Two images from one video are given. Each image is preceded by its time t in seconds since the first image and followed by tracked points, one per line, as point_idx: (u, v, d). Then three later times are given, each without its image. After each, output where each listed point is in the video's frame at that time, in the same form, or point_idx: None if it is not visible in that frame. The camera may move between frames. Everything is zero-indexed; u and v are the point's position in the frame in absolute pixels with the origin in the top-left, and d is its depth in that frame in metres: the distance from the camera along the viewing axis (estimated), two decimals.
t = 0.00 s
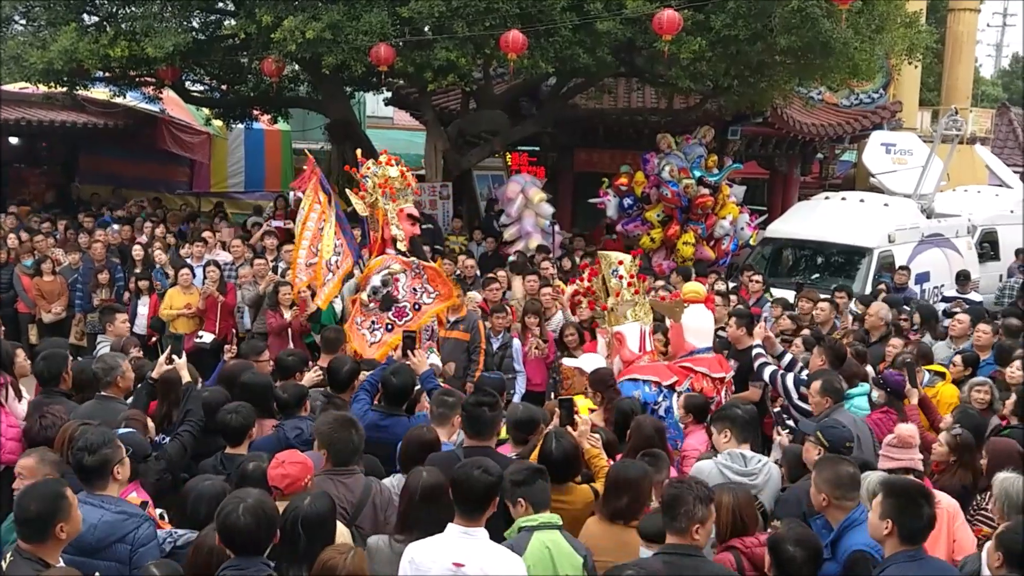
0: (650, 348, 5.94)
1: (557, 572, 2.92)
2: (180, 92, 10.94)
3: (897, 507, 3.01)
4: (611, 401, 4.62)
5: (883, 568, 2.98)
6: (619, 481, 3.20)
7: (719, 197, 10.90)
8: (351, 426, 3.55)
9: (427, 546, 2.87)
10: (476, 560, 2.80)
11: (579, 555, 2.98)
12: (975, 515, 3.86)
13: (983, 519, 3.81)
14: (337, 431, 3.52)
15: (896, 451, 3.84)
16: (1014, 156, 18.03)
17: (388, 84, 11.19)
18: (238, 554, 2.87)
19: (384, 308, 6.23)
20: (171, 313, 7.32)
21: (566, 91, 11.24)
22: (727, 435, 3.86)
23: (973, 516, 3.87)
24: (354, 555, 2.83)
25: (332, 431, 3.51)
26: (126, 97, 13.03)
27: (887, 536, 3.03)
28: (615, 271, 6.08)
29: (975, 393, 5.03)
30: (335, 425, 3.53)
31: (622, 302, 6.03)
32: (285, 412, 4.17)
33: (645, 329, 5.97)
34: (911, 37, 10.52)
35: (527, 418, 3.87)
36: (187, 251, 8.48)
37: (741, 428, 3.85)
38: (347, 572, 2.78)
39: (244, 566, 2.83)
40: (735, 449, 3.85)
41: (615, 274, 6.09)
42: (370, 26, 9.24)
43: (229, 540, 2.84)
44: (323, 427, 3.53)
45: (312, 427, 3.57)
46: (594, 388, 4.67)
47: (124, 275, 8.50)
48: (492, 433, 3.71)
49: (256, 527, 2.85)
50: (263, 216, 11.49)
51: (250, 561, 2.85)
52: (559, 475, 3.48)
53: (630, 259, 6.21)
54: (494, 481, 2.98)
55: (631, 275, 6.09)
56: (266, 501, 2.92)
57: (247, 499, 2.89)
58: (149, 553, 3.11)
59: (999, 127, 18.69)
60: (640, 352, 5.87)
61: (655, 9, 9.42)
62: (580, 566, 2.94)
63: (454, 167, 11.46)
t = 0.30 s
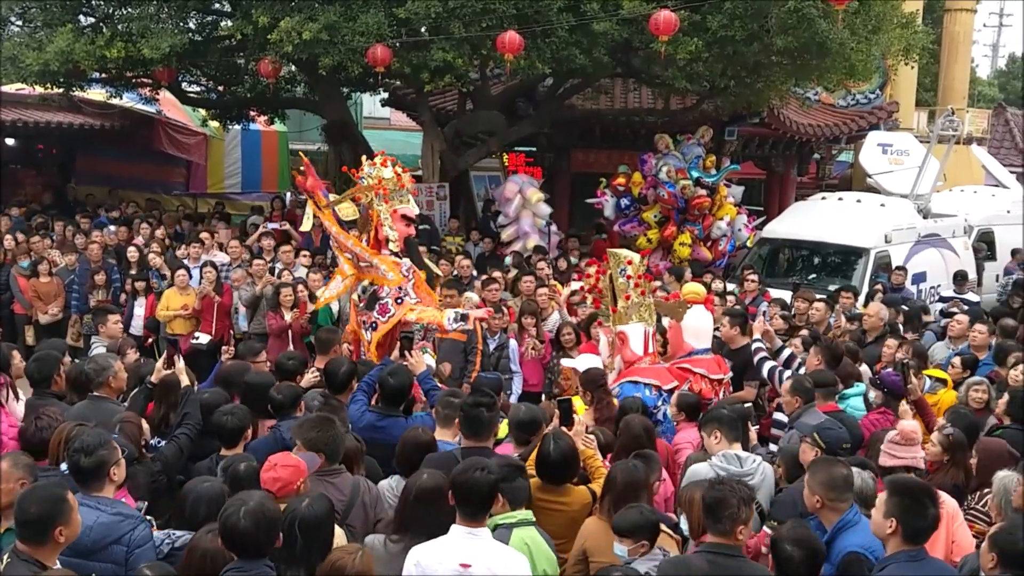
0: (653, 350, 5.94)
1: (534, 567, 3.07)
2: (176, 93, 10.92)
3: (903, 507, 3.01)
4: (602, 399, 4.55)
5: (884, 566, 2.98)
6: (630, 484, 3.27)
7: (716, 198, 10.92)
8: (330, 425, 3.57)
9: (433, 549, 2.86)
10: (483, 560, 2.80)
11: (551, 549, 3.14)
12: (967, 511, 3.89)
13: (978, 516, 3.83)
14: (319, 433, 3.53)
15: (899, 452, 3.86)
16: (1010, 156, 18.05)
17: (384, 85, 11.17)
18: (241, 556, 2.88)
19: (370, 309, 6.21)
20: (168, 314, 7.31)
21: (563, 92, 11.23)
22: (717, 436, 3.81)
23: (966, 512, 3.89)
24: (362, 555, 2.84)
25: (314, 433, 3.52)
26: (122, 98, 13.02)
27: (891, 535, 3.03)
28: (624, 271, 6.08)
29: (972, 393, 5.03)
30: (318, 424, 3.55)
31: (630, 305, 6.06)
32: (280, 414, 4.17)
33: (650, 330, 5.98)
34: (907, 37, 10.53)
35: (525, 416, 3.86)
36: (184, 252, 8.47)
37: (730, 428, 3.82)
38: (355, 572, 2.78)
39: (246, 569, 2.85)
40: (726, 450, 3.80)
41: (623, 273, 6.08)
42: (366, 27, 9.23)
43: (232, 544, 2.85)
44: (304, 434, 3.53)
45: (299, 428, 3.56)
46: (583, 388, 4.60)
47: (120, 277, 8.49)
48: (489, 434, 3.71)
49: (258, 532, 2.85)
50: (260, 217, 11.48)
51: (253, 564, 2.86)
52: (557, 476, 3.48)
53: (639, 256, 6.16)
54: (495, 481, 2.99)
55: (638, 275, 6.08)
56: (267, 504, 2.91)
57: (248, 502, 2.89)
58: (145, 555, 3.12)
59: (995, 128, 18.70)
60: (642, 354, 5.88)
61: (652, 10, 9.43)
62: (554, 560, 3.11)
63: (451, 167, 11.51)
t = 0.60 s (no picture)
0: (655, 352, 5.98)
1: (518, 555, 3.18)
2: (175, 94, 10.92)
3: (904, 508, 3.01)
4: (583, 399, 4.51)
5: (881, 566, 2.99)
6: (631, 486, 3.29)
7: (715, 200, 10.92)
8: (315, 423, 3.64)
9: (429, 551, 2.85)
10: (480, 562, 2.81)
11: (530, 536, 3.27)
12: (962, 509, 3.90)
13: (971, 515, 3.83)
14: (310, 433, 3.59)
15: (910, 466, 3.77)
16: (1008, 157, 18.07)
17: (383, 86, 11.17)
18: (252, 557, 2.88)
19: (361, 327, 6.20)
20: (166, 315, 7.31)
21: (561, 93, 11.23)
22: (704, 439, 3.81)
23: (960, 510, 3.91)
24: (367, 556, 2.83)
25: (307, 433, 3.58)
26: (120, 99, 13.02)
27: (892, 536, 3.03)
28: (631, 273, 6.11)
29: (968, 393, 5.04)
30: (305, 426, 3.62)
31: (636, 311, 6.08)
32: (277, 415, 4.17)
33: (654, 333, 6.02)
34: (905, 39, 10.54)
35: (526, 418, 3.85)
36: (182, 253, 8.48)
37: (717, 431, 3.81)
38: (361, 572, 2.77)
39: (257, 569, 2.84)
40: (713, 452, 3.80)
41: (630, 275, 6.12)
42: (365, 28, 9.23)
43: (242, 544, 2.85)
44: (294, 437, 3.60)
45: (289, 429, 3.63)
46: (566, 385, 4.54)
47: (118, 278, 8.49)
48: (486, 434, 3.73)
49: (268, 534, 2.85)
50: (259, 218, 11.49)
51: (264, 565, 2.86)
52: (557, 478, 3.48)
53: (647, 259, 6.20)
54: (493, 482, 2.98)
55: (645, 278, 6.11)
56: (279, 506, 2.91)
57: (260, 504, 2.90)
58: (144, 557, 3.12)
59: (994, 129, 18.72)
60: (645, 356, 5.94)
61: (650, 12, 9.45)
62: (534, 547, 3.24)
63: (449, 169, 11.54)
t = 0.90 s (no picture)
0: (657, 357, 5.88)
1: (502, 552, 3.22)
2: (174, 94, 10.91)
3: (909, 511, 3.01)
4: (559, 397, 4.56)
5: (881, 568, 3.00)
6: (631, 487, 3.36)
7: (715, 202, 10.85)
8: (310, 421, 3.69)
9: (432, 551, 2.86)
10: (480, 565, 2.80)
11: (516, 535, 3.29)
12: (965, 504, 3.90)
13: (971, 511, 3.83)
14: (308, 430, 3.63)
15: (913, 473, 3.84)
16: (1009, 158, 18.06)
17: (383, 87, 11.16)
18: (254, 559, 2.91)
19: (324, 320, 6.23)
20: (166, 315, 7.29)
21: (561, 94, 11.24)
22: (697, 445, 3.72)
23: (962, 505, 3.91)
24: (375, 558, 2.83)
25: (306, 431, 3.63)
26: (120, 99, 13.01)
27: (894, 537, 3.03)
28: (641, 275, 6.06)
29: (964, 393, 5.03)
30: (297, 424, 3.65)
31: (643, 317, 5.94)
32: (277, 415, 4.17)
33: (661, 337, 5.90)
34: (905, 39, 10.53)
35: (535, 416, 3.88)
36: (183, 254, 8.47)
37: (709, 438, 3.69)
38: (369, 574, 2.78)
39: (260, 571, 2.88)
40: (706, 458, 3.71)
41: (640, 277, 6.06)
42: (365, 28, 9.22)
43: (246, 546, 2.89)
44: (294, 435, 3.62)
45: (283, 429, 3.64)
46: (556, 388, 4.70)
47: (118, 278, 8.49)
48: (483, 434, 3.73)
49: (270, 536, 2.87)
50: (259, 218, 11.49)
51: (265, 567, 2.89)
52: (557, 478, 3.48)
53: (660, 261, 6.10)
54: (497, 487, 2.96)
55: (655, 280, 6.02)
56: (285, 508, 2.93)
57: (265, 505, 2.92)
58: (148, 558, 3.12)
59: (994, 129, 18.70)
60: (648, 360, 5.87)
61: (650, 12, 9.45)
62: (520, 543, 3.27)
63: (449, 169, 11.54)
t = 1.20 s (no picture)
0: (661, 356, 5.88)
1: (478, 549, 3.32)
2: (176, 93, 10.91)
3: (914, 512, 3.01)
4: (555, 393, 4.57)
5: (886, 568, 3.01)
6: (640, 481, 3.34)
7: (717, 202, 10.84)
8: (302, 421, 3.69)
9: (438, 549, 2.87)
10: (487, 564, 2.81)
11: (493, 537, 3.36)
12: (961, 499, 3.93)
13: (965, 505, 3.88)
14: (298, 430, 3.64)
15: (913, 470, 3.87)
16: (1010, 157, 18.05)
17: (385, 86, 11.15)
18: (247, 559, 2.89)
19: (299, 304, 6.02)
20: (168, 314, 7.32)
21: (563, 93, 11.23)
22: (696, 445, 3.73)
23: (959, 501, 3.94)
24: (385, 558, 2.84)
25: (296, 430, 3.63)
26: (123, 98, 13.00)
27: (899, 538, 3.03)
28: (648, 275, 6.01)
29: (967, 393, 5.03)
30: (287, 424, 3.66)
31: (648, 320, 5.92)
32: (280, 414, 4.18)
33: (666, 337, 5.89)
34: (908, 38, 10.50)
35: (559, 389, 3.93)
36: (185, 252, 8.48)
37: (709, 440, 3.69)
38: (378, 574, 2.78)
39: (252, 572, 2.85)
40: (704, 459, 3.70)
41: (648, 277, 6.01)
42: (367, 27, 9.21)
43: (236, 546, 2.88)
44: (285, 433, 3.63)
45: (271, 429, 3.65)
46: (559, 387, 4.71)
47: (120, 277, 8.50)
48: (485, 434, 3.72)
49: (261, 536, 2.86)
50: (261, 217, 11.49)
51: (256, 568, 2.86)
52: (562, 477, 3.48)
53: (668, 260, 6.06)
54: (504, 486, 2.96)
55: (662, 280, 5.98)
56: (275, 509, 2.92)
57: (255, 506, 2.91)
58: (151, 557, 3.13)
59: (995, 129, 18.68)
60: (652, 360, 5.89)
61: (652, 10, 9.44)
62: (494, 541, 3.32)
63: (451, 168, 11.53)
